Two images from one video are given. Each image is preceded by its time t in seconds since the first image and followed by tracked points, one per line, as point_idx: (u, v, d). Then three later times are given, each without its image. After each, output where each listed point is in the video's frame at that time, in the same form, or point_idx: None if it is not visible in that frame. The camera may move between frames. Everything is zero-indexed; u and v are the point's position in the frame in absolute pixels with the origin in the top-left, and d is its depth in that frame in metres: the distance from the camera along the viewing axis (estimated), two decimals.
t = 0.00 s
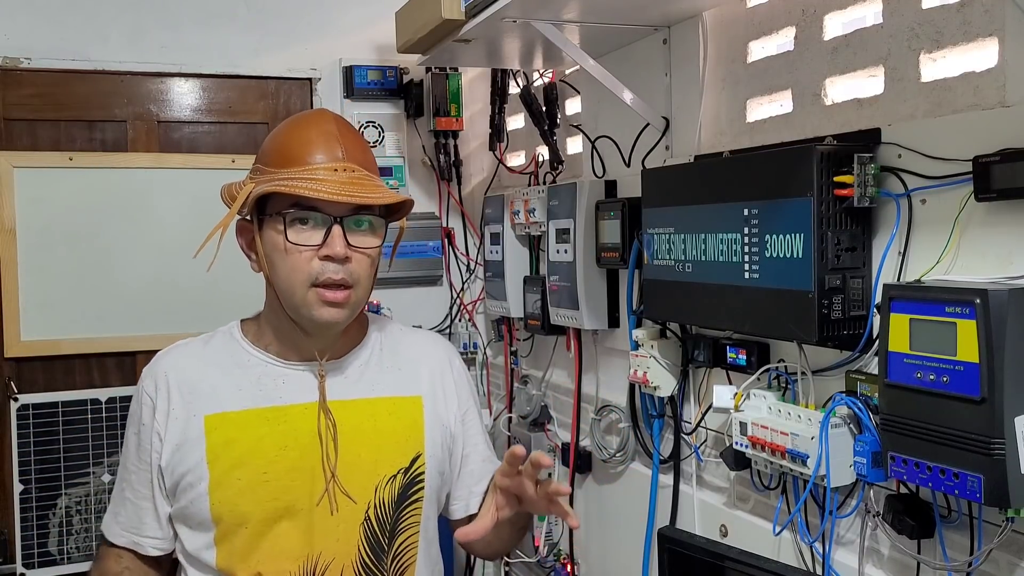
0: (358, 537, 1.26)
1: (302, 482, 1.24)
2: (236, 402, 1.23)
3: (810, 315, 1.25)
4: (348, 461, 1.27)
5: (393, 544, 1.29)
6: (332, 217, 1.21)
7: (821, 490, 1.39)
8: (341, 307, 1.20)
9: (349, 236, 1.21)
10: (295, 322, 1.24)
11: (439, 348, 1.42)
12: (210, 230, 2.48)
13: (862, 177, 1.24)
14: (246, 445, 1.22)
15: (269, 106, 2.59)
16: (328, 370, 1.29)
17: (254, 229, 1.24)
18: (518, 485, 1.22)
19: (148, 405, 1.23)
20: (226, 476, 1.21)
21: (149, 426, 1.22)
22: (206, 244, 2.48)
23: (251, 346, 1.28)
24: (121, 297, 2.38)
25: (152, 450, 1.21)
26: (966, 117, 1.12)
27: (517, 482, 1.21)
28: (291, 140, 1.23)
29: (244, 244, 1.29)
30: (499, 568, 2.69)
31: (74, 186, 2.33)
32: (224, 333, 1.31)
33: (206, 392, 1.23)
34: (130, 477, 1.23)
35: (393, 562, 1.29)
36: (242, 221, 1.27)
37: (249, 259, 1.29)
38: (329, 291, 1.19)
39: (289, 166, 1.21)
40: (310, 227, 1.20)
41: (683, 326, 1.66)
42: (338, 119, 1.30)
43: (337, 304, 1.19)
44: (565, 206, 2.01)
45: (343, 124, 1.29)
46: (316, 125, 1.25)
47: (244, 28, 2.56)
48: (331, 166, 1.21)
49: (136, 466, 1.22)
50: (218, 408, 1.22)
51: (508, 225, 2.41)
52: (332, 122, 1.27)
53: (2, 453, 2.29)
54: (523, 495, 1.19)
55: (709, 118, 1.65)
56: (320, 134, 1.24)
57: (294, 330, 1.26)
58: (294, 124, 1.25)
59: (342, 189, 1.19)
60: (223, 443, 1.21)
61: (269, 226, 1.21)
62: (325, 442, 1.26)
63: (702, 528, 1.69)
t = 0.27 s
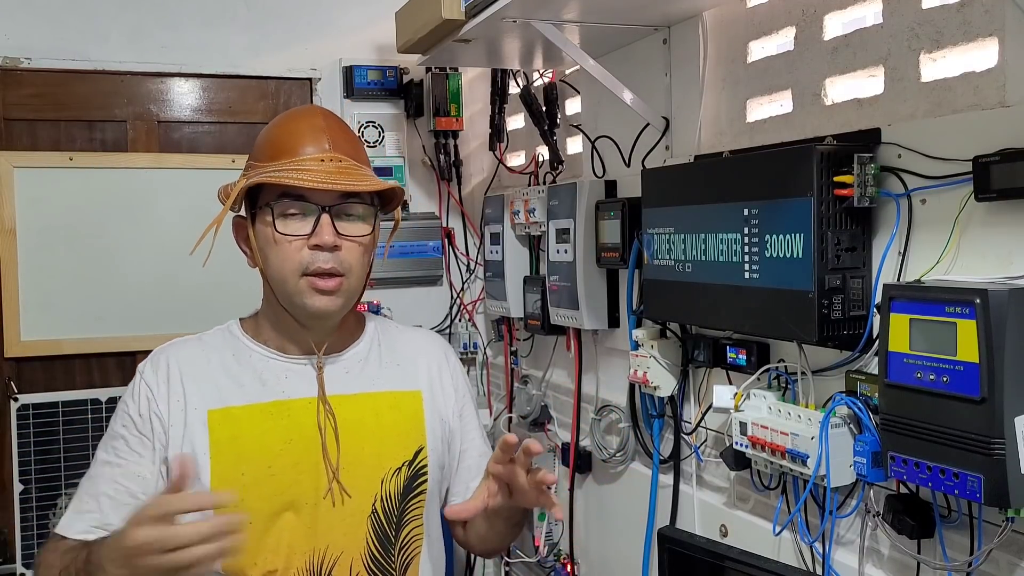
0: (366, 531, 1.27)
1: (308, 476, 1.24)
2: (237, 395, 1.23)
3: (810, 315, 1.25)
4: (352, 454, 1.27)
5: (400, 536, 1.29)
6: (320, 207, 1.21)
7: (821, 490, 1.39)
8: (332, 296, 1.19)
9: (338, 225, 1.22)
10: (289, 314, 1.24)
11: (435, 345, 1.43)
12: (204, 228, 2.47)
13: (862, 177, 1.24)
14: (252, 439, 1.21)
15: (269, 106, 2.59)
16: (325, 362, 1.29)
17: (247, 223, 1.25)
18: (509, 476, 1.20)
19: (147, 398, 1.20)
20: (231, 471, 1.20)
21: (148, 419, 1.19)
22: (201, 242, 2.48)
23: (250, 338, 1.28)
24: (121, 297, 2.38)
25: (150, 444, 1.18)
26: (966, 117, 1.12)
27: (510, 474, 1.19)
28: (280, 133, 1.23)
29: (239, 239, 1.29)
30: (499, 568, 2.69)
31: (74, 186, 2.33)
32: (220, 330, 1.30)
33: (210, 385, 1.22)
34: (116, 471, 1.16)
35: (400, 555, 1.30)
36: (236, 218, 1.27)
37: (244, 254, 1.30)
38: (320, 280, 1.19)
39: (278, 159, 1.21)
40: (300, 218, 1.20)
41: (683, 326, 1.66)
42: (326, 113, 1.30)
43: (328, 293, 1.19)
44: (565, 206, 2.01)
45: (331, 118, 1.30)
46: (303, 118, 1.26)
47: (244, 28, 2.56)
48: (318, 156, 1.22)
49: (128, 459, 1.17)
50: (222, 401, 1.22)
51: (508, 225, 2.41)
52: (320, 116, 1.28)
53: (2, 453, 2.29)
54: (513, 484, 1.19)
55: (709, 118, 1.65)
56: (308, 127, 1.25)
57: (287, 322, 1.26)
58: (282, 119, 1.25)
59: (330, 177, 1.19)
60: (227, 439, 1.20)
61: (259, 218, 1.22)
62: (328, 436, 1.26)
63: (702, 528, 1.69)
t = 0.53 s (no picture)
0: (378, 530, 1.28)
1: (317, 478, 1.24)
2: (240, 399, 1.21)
3: (810, 315, 1.25)
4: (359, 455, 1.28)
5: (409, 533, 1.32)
6: (330, 205, 1.21)
7: (821, 490, 1.39)
8: (342, 295, 1.19)
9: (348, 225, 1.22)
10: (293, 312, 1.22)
11: (423, 344, 1.45)
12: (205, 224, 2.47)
13: (862, 177, 1.23)
14: (261, 442, 1.20)
15: (269, 106, 2.59)
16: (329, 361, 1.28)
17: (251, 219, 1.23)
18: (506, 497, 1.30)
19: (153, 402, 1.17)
20: (239, 474, 1.19)
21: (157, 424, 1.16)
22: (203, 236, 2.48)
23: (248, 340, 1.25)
24: (121, 297, 2.38)
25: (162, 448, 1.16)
26: (966, 117, 1.12)
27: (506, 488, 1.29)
28: (288, 131, 1.22)
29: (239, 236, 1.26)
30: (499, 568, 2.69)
31: (74, 186, 2.33)
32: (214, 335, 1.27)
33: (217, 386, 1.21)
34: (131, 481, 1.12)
35: (409, 551, 1.33)
36: (239, 214, 1.25)
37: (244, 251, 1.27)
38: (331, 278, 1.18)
39: (287, 157, 1.20)
40: (310, 216, 1.20)
41: (683, 326, 1.66)
42: (333, 113, 1.30)
43: (338, 292, 1.18)
44: (565, 206, 2.01)
45: (338, 117, 1.29)
46: (312, 118, 1.26)
47: (244, 28, 2.56)
48: (329, 156, 1.21)
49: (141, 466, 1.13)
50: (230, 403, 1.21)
51: (508, 225, 2.41)
52: (328, 116, 1.28)
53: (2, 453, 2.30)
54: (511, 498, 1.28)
55: (709, 118, 1.65)
56: (317, 126, 1.24)
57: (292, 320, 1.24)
58: (290, 117, 1.25)
59: (343, 176, 1.19)
60: (235, 442, 1.19)
61: (268, 214, 1.20)
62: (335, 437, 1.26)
63: (702, 528, 1.69)
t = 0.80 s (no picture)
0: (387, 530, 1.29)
1: (326, 480, 1.23)
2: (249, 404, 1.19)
3: (811, 315, 1.25)
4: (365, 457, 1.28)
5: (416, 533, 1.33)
6: (340, 209, 1.20)
7: (821, 490, 1.39)
8: (354, 299, 1.19)
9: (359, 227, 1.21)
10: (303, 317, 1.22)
11: (417, 343, 1.45)
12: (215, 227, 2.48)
13: (862, 177, 1.23)
14: (271, 446, 1.19)
15: (269, 106, 2.59)
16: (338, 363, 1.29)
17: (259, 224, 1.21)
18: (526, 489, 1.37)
19: (162, 408, 1.13)
20: (249, 480, 1.17)
21: (167, 430, 1.13)
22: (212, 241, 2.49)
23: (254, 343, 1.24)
24: (121, 297, 2.38)
25: (175, 454, 1.13)
26: (966, 117, 1.12)
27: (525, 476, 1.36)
28: (294, 133, 1.21)
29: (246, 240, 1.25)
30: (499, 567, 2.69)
31: (74, 186, 2.33)
32: (213, 336, 1.25)
33: (226, 389, 1.19)
34: (143, 490, 1.09)
35: (415, 550, 1.33)
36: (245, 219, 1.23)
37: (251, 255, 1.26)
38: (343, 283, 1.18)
39: (294, 159, 1.19)
40: (320, 220, 1.19)
41: (684, 326, 1.66)
42: (337, 112, 1.28)
43: (350, 296, 1.19)
44: (565, 206, 2.01)
45: (343, 117, 1.28)
46: (317, 118, 1.24)
47: (244, 28, 2.56)
48: (337, 157, 1.20)
49: (154, 475, 1.10)
50: (241, 407, 1.19)
51: (508, 225, 2.41)
52: (332, 114, 1.26)
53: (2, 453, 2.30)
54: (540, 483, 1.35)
55: (709, 118, 1.65)
56: (323, 126, 1.23)
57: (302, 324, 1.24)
58: (294, 118, 1.23)
59: (352, 179, 1.18)
60: (246, 446, 1.17)
61: (277, 220, 1.19)
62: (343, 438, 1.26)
63: (702, 528, 1.69)
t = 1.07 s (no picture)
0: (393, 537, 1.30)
1: (335, 488, 1.24)
2: (257, 413, 1.19)
3: (811, 316, 1.25)
4: (373, 465, 1.28)
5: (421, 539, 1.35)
6: (354, 221, 1.19)
7: (821, 490, 1.39)
8: (365, 311, 1.18)
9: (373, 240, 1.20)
10: (313, 324, 1.22)
11: (424, 344, 1.46)
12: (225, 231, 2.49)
13: (862, 177, 1.24)
14: (279, 456, 1.19)
15: (269, 106, 2.59)
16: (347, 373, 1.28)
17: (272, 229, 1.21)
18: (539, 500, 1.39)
19: (152, 426, 1.13)
20: (255, 489, 1.17)
21: (155, 450, 1.12)
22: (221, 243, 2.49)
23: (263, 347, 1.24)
24: (122, 297, 2.38)
25: (159, 476, 1.12)
26: (966, 117, 1.12)
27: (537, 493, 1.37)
28: (312, 139, 1.21)
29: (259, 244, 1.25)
30: (499, 567, 2.69)
31: (75, 186, 2.33)
32: (221, 339, 1.25)
33: (222, 404, 1.18)
34: (130, 507, 1.12)
35: (420, 555, 1.35)
36: (257, 223, 1.24)
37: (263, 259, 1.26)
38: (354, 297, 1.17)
39: (311, 167, 1.19)
40: (333, 230, 1.19)
41: (683, 326, 1.66)
42: (357, 117, 1.28)
43: (361, 308, 1.18)
44: (565, 206, 2.01)
45: (362, 123, 1.28)
46: (337, 126, 1.23)
47: (244, 28, 2.56)
48: (353, 169, 1.19)
49: (140, 494, 1.12)
50: (241, 420, 1.18)
51: (508, 225, 2.41)
52: (353, 122, 1.25)
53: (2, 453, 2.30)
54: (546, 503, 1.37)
55: (709, 118, 1.65)
56: (342, 133, 1.22)
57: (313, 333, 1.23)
58: (313, 123, 1.23)
59: (368, 193, 1.17)
60: (249, 457, 1.17)
61: (290, 229, 1.19)
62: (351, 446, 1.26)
63: (702, 528, 1.69)
